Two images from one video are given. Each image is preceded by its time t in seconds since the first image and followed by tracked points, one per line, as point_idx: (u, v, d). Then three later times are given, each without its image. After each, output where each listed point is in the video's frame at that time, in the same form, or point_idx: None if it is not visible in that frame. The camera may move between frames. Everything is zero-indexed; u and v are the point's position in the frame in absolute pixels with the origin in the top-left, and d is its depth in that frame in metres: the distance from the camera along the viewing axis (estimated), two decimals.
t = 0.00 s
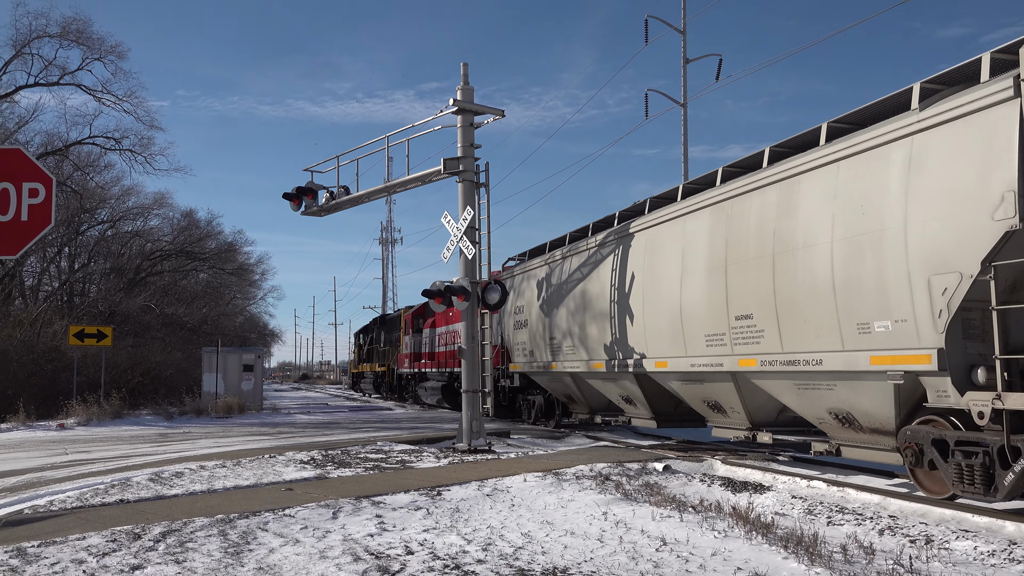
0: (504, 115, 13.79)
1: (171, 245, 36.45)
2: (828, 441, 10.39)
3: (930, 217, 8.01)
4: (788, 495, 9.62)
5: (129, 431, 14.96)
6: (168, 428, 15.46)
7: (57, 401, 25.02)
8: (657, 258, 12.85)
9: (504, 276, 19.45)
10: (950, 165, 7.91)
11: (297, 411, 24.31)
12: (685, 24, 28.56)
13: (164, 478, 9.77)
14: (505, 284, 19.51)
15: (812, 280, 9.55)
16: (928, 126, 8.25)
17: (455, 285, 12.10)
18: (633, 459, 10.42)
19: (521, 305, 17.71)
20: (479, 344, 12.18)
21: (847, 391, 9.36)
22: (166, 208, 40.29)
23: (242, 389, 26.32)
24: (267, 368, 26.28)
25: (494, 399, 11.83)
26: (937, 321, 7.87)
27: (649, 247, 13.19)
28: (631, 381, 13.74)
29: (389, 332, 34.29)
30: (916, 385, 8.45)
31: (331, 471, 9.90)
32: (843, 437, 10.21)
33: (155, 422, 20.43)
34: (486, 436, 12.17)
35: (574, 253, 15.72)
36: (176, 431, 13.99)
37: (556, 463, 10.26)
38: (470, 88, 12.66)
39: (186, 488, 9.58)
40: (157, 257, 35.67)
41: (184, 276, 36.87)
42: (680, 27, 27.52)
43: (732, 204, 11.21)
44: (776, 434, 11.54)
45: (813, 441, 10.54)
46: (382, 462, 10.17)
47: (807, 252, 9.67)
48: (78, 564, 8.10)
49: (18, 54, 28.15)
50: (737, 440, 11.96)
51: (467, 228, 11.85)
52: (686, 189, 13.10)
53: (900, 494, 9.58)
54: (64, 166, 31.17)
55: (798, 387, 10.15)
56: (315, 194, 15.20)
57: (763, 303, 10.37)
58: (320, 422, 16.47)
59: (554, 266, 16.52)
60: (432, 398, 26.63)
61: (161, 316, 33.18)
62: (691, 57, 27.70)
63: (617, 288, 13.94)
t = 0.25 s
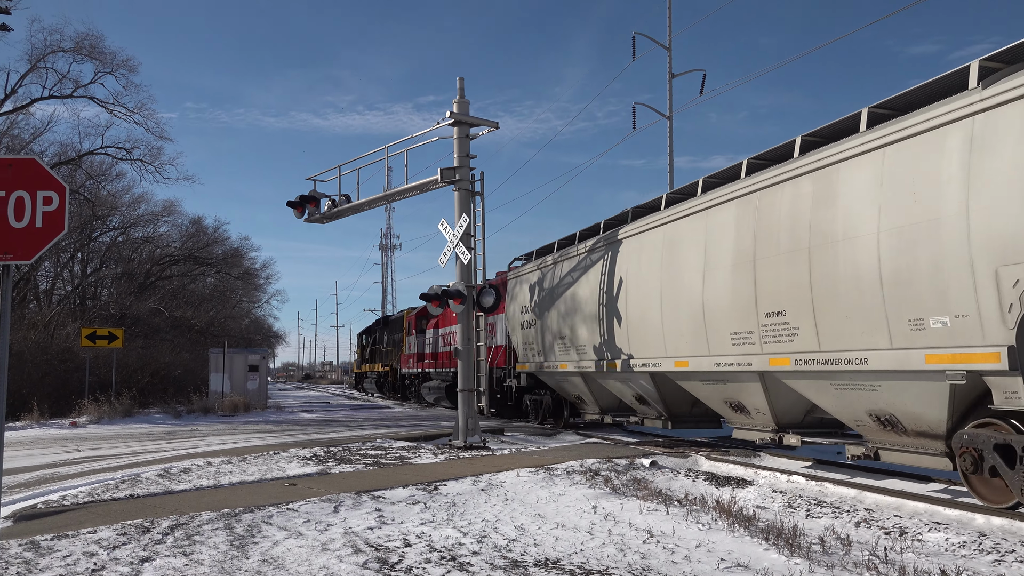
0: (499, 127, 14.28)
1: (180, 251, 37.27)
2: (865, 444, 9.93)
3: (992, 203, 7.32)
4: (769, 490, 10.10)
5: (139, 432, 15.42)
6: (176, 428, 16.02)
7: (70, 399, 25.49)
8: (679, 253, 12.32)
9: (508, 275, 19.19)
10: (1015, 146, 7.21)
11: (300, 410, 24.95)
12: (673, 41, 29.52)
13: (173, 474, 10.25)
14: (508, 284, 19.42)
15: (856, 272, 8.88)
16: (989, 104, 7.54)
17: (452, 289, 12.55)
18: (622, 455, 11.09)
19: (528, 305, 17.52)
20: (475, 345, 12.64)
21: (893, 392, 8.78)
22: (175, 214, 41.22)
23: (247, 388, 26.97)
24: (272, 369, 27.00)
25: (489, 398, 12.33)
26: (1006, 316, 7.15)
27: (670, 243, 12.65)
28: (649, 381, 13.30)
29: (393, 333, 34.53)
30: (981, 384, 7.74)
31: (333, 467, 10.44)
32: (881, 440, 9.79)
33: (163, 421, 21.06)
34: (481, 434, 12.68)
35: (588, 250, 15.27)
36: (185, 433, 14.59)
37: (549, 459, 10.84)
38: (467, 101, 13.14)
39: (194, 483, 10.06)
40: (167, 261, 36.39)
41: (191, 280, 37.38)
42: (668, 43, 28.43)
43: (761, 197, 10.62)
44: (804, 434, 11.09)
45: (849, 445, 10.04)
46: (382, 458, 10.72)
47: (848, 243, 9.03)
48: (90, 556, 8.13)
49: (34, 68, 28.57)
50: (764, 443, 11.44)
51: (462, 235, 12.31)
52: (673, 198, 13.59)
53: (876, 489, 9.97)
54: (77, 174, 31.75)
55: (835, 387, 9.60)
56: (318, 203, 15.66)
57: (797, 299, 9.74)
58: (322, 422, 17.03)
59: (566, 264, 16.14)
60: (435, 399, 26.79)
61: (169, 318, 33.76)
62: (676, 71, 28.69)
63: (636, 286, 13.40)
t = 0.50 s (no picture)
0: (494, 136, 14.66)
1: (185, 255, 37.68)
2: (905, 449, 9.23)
3: None
4: (755, 486, 10.57)
5: (144, 432, 15.73)
6: (183, 428, 16.55)
7: (77, 399, 25.78)
8: (702, 248, 11.76)
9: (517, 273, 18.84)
10: None
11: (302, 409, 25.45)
12: (661, 54, 30.33)
13: (179, 471, 10.68)
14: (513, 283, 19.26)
15: (902, 265, 8.17)
16: None
17: (448, 291, 12.91)
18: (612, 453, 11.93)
19: (537, 303, 17.27)
20: (471, 346, 13.03)
21: (942, 394, 8.09)
22: (179, 220, 41.73)
23: (250, 388, 27.32)
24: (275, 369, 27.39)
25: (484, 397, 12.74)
26: None
27: (693, 238, 12.06)
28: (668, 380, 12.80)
29: (395, 333, 34.61)
30: None
31: (332, 464, 10.98)
32: (923, 445, 9.09)
33: (168, 422, 21.53)
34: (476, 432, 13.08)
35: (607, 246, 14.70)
36: (191, 433, 15.15)
37: (543, 457, 11.45)
38: (464, 110, 13.52)
39: (199, 479, 10.47)
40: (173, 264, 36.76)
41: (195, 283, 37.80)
42: (656, 56, 29.25)
43: (794, 187, 10.01)
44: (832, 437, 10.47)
45: (885, 449, 9.40)
46: (381, 456, 11.26)
47: (891, 233, 8.36)
48: (97, 551, 8.09)
49: (44, 78, 28.86)
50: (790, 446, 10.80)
51: (458, 240, 12.68)
52: (662, 205, 13.98)
53: (858, 485, 10.29)
54: (85, 180, 32.11)
55: (874, 387, 8.92)
56: (319, 208, 16.01)
57: (832, 294, 9.12)
58: (323, 421, 17.54)
59: (583, 260, 15.61)
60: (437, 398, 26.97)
61: (173, 320, 34.07)
62: (664, 83, 29.49)
63: (657, 283, 12.87)
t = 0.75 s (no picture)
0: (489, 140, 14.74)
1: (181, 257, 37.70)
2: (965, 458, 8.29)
3: None
4: (748, 487, 10.67)
5: (139, 433, 15.75)
6: (181, 429, 16.66)
7: (74, 400, 25.75)
8: (732, 241, 10.86)
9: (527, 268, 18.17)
10: None
11: (299, 411, 25.52)
12: (655, 60, 30.56)
13: (175, 473, 10.77)
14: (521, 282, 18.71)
15: (970, 255, 7.21)
16: None
17: (443, 294, 13.00)
18: (607, 454, 12.14)
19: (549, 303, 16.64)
20: (467, 348, 13.17)
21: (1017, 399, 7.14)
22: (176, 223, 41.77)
23: (246, 390, 27.31)
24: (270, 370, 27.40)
25: (480, 399, 12.88)
26: None
27: (722, 230, 11.17)
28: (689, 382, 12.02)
29: (394, 334, 34.31)
30: None
31: (328, 465, 11.11)
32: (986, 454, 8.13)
33: (165, 423, 21.60)
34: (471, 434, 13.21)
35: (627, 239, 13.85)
36: (188, 434, 15.28)
37: (537, 458, 11.60)
38: (459, 114, 13.60)
39: (195, 480, 10.55)
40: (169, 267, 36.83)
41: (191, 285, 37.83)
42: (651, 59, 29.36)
43: (839, 172, 9.07)
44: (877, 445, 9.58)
45: (943, 459, 8.48)
46: (376, 458, 11.42)
47: (956, 220, 7.41)
48: (93, 552, 8.13)
49: (41, 82, 28.87)
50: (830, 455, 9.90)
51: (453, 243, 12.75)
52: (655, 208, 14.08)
53: (850, 486, 10.37)
54: (81, 183, 32.15)
55: (934, 392, 7.94)
56: (315, 211, 16.06)
57: (883, 289, 8.19)
58: (320, 423, 17.65)
59: (600, 255, 14.81)
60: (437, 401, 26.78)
61: (169, 322, 34.08)
62: (658, 88, 29.71)
63: (680, 277, 12.05)
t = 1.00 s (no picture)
0: (483, 143, 14.75)
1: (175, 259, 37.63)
2: None
3: None
4: (743, 489, 10.69)
5: (132, 436, 15.67)
6: (176, 432, 16.64)
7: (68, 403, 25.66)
8: (768, 231, 9.90)
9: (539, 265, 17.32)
10: None
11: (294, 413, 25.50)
12: (649, 63, 30.66)
13: (169, 476, 10.77)
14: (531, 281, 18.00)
15: None
16: None
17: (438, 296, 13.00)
18: (601, 457, 12.18)
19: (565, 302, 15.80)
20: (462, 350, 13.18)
21: None
22: (170, 224, 41.69)
23: (240, 392, 27.27)
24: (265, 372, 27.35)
25: (475, 401, 12.90)
26: None
27: (756, 219, 10.23)
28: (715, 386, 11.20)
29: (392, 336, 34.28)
30: None
31: (323, 468, 11.12)
32: None
33: (159, 426, 21.56)
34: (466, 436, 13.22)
35: (648, 231, 12.93)
36: (184, 436, 15.28)
37: (532, 460, 11.62)
38: (454, 116, 13.61)
39: (190, 483, 10.53)
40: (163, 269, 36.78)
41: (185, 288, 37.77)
42: (647, 62, 29.42)
43: (895, 151, 8.07)
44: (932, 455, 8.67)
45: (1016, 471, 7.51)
46: (372, 461, 11.46)
47: None
48: (86, 555, 8.11)
49: (36, 83, 28.78)
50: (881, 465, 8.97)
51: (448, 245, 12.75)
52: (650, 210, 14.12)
53: (844, 487, 10.40)
54: (75, 184, 32.07)
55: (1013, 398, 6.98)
56: (310, 213, 16.03)
57: (953, 280, 7.17)
58: (315, 425, 17.66)
59: (620, 249, 13.87)
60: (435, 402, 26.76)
61: (164, 324, 34.01)
62: (652, 91, 29.80)
63: (707, 272, 11.11)
